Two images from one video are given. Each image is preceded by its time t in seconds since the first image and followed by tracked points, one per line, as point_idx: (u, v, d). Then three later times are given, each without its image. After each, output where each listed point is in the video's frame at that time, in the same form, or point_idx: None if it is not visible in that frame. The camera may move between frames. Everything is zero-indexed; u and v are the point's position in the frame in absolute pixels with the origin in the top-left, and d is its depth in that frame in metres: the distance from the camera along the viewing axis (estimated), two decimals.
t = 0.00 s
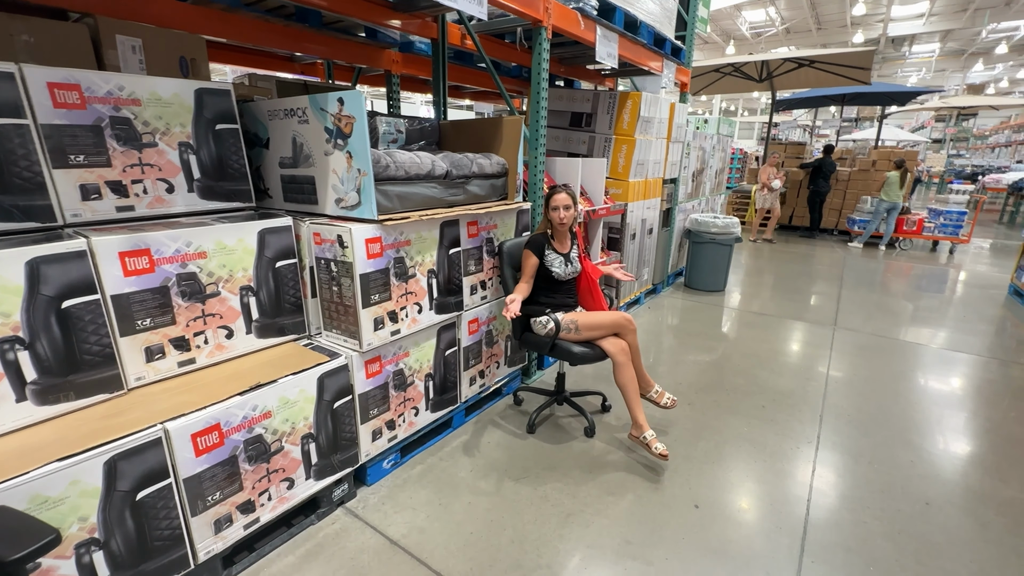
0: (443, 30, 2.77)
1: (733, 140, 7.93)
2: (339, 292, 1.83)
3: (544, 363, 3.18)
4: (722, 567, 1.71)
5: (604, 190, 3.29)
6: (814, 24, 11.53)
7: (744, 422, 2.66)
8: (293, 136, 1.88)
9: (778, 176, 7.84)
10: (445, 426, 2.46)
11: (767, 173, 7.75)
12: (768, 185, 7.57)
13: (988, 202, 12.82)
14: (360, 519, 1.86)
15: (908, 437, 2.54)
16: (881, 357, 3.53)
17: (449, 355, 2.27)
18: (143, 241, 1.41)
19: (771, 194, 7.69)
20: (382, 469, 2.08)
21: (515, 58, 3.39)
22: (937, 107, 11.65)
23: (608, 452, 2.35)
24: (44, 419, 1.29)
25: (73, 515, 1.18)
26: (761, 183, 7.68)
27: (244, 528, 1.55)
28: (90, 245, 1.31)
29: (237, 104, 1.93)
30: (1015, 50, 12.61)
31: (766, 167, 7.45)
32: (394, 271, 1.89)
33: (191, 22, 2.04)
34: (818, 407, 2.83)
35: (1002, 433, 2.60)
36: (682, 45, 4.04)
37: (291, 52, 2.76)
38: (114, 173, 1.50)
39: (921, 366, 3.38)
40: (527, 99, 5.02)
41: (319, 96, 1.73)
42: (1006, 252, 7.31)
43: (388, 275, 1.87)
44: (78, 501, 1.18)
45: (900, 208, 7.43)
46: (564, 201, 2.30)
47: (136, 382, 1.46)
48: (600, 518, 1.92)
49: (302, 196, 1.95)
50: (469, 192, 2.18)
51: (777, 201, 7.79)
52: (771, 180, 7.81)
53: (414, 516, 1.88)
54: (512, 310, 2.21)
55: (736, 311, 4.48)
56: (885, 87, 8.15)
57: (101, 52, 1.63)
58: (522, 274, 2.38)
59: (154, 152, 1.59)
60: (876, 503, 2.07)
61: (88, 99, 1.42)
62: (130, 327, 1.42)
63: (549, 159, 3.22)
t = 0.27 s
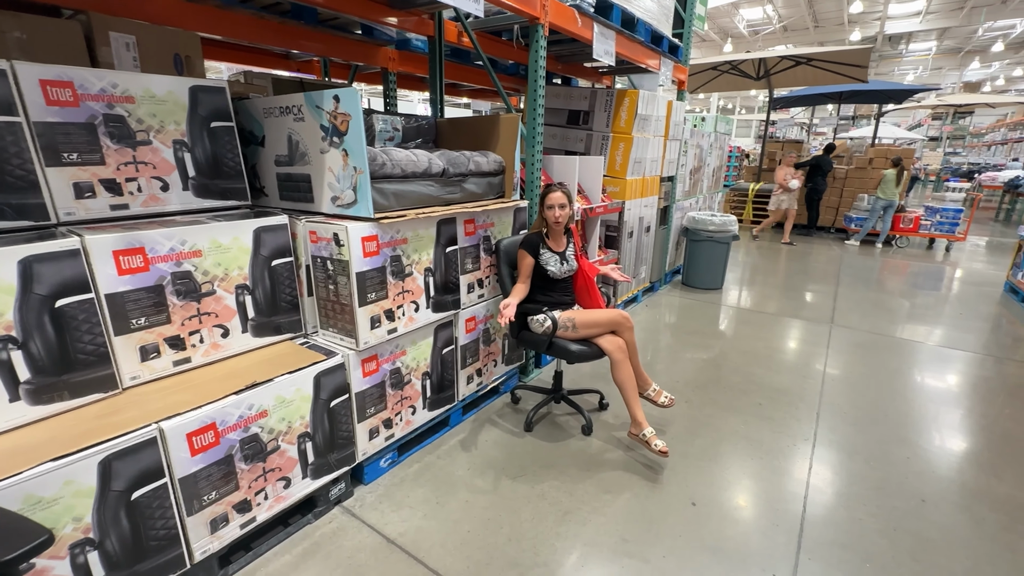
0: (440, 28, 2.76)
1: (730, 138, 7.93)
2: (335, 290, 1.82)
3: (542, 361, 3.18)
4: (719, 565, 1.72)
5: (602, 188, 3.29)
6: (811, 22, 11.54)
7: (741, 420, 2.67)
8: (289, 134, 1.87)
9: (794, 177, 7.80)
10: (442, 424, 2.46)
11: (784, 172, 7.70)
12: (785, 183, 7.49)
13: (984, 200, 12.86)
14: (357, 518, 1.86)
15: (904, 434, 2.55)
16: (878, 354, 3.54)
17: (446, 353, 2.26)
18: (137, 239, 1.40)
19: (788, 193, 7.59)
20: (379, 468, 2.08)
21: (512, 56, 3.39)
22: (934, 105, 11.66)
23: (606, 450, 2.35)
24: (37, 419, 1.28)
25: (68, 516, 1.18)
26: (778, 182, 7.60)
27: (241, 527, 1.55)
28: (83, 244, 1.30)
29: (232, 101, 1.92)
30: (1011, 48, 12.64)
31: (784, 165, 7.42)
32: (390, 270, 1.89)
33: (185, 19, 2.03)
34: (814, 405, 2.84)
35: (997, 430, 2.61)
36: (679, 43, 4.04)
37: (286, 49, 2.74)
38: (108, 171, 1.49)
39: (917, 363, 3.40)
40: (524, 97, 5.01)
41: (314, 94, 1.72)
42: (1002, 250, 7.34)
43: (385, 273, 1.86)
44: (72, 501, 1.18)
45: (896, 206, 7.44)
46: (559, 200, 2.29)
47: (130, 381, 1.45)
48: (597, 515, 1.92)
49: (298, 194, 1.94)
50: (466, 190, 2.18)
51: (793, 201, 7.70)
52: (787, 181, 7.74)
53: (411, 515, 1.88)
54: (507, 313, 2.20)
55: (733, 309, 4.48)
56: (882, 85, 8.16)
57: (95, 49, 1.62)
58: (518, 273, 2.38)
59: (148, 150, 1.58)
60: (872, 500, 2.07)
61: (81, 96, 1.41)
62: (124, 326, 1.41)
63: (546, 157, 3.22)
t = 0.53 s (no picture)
0: (442, 27, 2.76)
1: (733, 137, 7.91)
2: (339, 290, 1.82)
3: (544, 360, 3.18)
4: (723, 565, 1.71)
5: (604, 187, 3.28)
6: (814, 20, 11.50)
7: (744, 419, 2.66)
8: (292, 134, 1.87)
9: (817, 174, 7.51)
10: (445, 423, 2.46)
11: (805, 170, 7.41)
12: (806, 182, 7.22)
13: (988, 198, 12.79)
14: (361, 517, 1.86)
15: (907, 434, 2.54)
16: (881, 354, 3.53)
17: (449, 353, 2.26)
18: (142, 239, 1.40)
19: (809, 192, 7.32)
20: (383, 467, 2.08)
21: (514, 55, 3.38)
22: (937, 103, 11.61)
23: (609, 449, 2.35)
24: (44, 419, 1.29)
25: (74, 515, 1.18)
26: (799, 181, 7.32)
27: (245, 526, 1.55)
28: (88, 244, 1.31)
29: (235, 101, 1.93)
30: (1015, 46, 12.57)
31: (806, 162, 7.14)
32: (394, 269, 1.89)
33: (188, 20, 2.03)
34: (818, 404, 2.83)
35: (1002, 429, 2.60)
36: (682, 41, 4.03)
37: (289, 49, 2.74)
38: (112, 171, 1.50)
39: (920, 362, 3.39)
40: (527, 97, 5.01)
41: (318, 94, 1.72)
42: (1006, 248, 7.30)
43: (388, 273, 1.86)
44: (78, 500, 1.18)
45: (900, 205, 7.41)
46: (560, 200, 2.28)
47: (136, 381, 1.46)
48: (601, 515, 1.92)
49: (301, 194, 1.94)
50: (469, 190, 2.18)
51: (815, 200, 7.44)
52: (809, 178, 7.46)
53: (415, 514, 1.88)
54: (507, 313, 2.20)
55: (736, 308, 4.48)
56: (885, 83, 8.13)
57: (99, 50, 1.63)
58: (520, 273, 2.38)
59: (152, 150, 1.58)
60: (876, 499, 2.07)
61: (86, 97, 1.41)
62: (129, 326, 1.41)
63: (549, 156, 3.21)
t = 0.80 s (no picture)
0: (440, 24, 2.75)
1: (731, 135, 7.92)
2: (337, 288, 1.82)
3: (543, 359, 3.18)
4: (722, 562, 1.72)
5: (603, 185, 3.28)
6: (811, 18, 11.51)
7: (742, 416, 2.67)
8: (290, 131, 1.86)
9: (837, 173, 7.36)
10: (444, 422, 2.46)
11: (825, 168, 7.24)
12: (826, 182, 7.05)
13: (985, 197, 12.82)
14: (360, 516, 1.86)
15: (905, 431, 2.55)
16: (878, 351, 3.54)
17: (448, 351, 2.26)
18: (139, 237, 1.40)
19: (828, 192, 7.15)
20: (382, 465, 2.08)
21: (513, 53, 3.38)
22: (935, 101, 11.63)
23: (608, 447, 2.35)
24: (41, 418, 1.28)
25: (72, 513, 1.18)
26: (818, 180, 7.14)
27: (244, 525, 1.55)
28: (85, 242, 1.30)
29: (233, 99, 1.92)
30: (1012, 44, 12.60)
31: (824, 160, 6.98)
32: (392, 268, 1.88)
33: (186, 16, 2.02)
34: (815, 401, 2.84)
35: (998, 426, 2.61)
36: (680, 39, 4.03)
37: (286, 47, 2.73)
38: (109, 169, 1.49)
39: (917, 360, 3.40)
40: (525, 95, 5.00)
41: (315, 91, 1.71)
42: (1003, 246, 7.32)
43: (387, 271, 1.86)
44: (76, 499, 1.18)
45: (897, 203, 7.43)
46: (557, 198, 2.27)
47: (133, 379, 1.45)
48: (600, 512, 1.92)
49: (299, 192, 1.94)
50: (467, 187, 2.17)
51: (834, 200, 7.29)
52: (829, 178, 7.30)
53: (414, 512, 1.88)
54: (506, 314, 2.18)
55: (734, 306, 4.48)
56: (882, 81, 8.15)
57: (95, 47, 1.62)
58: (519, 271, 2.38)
59: (149, 148, 1.58)
60: (873, 496, 2.08)
61: (82, 94, 1.41)
62: (127, 324, 1.41)
63: (547, 154, 3.21)
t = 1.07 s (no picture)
0: (437, 24, 2.75)
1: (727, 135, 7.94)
2: (333, 288, 1.81)
3: (540, 358, 3.19)
4: (718, 560, 1.73)
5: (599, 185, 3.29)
6: (807, 18, 11.55)
7: (738, 415, 2.68)
8: (285, 131, 1.86)
9: (856, 174, 7.24)
10: (441, 422, 2.46)
11: (845, 169, 7.10)
12: (847, 182, 6.94)
13: (979, 196, 12.90)
14: (357, 516, 1.86)
15: (899, 429, 2.57)
16: (873, 350, 3.56)
17: (445, 351, 2.26)
18: (133, 238, 1.39)
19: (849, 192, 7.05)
20: (378, 465, 2.08)
21: (509, 52, 3.37)
22: (929, 101, 11.69)
23: (604, 446, 2.36)
24: (34, 419, 1.28)
25: (66, 516, 1.17)
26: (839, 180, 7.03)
27: (240, 526, 1.55)
28: (80, 242, 1.30)
29: (228, 98, 1.91)
30: (1006, 44, 12.68)
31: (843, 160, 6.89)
32: (388, 268, 1.88)
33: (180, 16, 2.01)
34: (811, 400, 2.85)
35: (991, 424, 2.64)
36: (676, 39, 4.04)
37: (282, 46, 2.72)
38: (103, 169, 1.48)
39: (912, 358, 3.42)
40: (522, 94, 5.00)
41: (311, 91, 1.71)
42: (997, 245, 7.38)
43: (383, 271, 1.86)
44: (71, 501, 1.17)
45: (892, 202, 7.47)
46: (555, 197, 2.27)
47: (128, 380, 1.45)
48: (597, 512, 1.93)
49: (295, 192, 1.93)
50: (464, 187, 2.17)
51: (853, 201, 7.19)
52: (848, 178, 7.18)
53: (411, 512, 1.88)
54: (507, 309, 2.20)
55: (730, 305, 4.50)
56: (878, 81, 8.19)
57: (88, 46, 1.61)
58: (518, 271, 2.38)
59: (143, 147, 1.57)
60: (868, 494, 2.09)
61: (76, 94, 1.40)
62: (122, 325, 1.40)
63: (544, 154, 3.21)
